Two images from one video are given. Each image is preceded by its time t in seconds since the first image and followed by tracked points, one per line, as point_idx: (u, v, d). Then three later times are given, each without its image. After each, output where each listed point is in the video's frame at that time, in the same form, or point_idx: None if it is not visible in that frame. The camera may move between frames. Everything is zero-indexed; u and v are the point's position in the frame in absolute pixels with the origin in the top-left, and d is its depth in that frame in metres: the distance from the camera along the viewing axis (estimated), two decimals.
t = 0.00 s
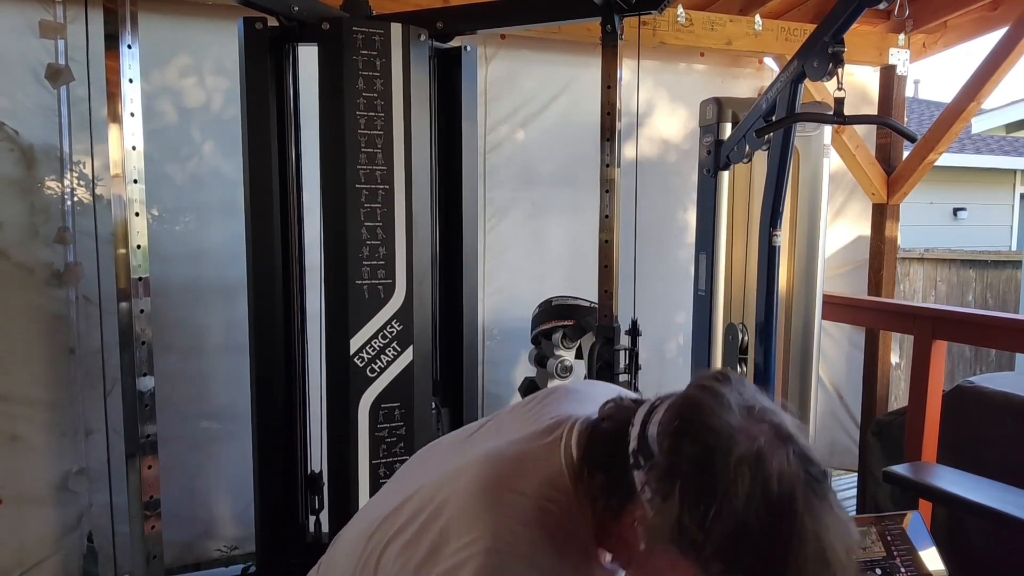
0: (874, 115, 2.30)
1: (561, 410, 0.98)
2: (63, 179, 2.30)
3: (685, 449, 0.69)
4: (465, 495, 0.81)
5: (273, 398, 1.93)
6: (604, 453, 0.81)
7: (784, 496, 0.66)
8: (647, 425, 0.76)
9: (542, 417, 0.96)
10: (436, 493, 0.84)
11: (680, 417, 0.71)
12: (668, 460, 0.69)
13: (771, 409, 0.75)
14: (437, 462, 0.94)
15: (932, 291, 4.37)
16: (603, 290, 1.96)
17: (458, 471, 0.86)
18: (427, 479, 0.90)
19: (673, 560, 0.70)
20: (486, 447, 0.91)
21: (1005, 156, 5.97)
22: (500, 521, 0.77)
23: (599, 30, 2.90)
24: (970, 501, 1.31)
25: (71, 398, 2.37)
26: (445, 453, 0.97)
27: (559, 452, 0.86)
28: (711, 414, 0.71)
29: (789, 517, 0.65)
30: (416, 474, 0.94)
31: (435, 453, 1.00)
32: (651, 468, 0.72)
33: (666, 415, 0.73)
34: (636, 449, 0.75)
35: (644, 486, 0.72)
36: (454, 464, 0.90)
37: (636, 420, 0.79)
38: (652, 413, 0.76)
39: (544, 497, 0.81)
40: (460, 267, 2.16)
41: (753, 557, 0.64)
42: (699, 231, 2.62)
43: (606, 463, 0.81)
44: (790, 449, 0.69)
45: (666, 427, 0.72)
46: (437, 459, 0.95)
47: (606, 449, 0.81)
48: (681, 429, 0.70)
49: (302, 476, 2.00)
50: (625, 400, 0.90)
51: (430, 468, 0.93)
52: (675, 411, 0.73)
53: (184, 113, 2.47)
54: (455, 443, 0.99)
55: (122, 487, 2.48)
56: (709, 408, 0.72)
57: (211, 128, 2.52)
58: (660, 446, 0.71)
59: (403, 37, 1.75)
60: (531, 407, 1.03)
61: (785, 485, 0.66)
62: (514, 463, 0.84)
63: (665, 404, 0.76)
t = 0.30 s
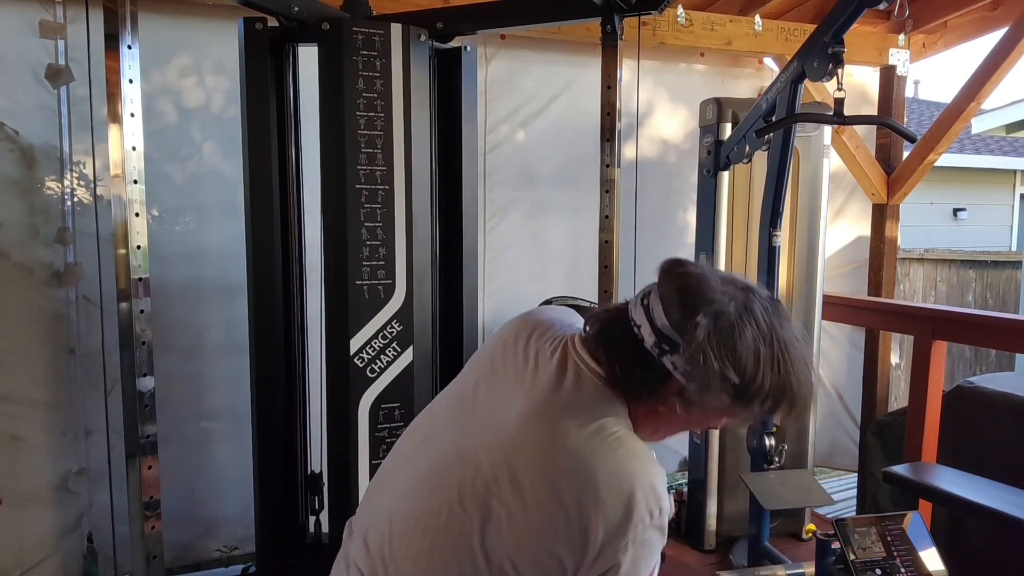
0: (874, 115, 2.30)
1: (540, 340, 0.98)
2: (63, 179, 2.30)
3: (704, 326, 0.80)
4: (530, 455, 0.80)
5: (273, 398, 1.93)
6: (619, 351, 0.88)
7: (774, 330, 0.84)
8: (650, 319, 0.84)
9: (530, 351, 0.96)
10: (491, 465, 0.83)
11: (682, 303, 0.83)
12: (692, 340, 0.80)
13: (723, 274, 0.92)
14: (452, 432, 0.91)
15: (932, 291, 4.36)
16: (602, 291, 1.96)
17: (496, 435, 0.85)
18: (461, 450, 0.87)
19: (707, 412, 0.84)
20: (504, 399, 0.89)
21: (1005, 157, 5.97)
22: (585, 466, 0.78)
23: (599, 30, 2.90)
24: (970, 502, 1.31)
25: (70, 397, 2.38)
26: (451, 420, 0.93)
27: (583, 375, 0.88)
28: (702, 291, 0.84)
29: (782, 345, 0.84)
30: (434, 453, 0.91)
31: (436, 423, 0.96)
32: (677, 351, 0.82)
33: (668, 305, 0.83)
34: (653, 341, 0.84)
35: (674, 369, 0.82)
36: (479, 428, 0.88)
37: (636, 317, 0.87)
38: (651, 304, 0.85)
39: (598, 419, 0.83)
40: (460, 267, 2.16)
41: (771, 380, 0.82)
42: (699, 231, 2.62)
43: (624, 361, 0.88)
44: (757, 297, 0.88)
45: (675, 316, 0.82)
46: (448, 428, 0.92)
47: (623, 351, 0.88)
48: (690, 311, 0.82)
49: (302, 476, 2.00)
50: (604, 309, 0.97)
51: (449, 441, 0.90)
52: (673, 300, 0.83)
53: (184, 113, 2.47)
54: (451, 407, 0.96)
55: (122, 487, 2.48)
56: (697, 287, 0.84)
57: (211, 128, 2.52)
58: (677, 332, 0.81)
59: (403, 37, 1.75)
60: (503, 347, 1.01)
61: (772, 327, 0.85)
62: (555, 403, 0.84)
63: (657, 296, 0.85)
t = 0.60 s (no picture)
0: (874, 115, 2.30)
1: (506, 306, 1.03)
2: (63, 179, 2.30)
3: (650, 247, 0.93)
4: (567, 403, 0.89)
5: (273, 397, 1.93)
6: (584, 290, 0.96)
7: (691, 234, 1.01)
8: (602, 258, 0.95)
9: (504, 316, 1.01)
10: (528, 421, 0.90)
11: (622, 235, 0.96)
12: (644, 260, 0.93)
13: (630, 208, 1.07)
14: (465, 412, 0.95)
15: (932, 291, 4.36)
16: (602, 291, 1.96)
17: (521, 398, 0.91)
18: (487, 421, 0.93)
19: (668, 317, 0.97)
20: (505, 365, 0.94)
21: (1005, 157, 5.97)
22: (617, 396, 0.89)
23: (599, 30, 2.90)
24: (971, 502, 1.31)
25: (71, 397, 2.37)
26: (454, 402, 0.97)
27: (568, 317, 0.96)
28: (631, 221, 0.98)
29: (702, 243, 1.00)
30: (454, 432, 0.95)
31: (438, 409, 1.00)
32: (635, 274, 0.93)
33: (612, 244, 0.95)
34: (613, 275, 0.94)
35: (638, 289, 0.93)
36: (496, 398, 0.93)
37: (590, 264, 0.97)
38: (598, 247, 0.96)
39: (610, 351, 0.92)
40: (460, 267, 2.16)
41: (706, 272, 0.98)
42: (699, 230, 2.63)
43: (592, 295, 0.95)
44: (665, 213, 1.03)
45: (622, 250, 0.95)
46: (458, 410, 0.96)
47: (584, 289, 0.96)
48: (631, 239, 0.95)
49: (302, 476, 2.00)
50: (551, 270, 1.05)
51: (465, 419, 0.95)
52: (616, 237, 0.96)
53: (183, 113, 2.47)
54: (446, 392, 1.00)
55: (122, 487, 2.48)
56: (627, 220, 0.98)
57: (211, 128, 2.52)
58: (629, 259, 0.94)
59: (403, 37, 1.75)
60: (469, 326, 1.05)
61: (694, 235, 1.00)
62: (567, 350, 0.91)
63: (598, 240, 0.97)
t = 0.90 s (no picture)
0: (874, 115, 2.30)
1: (490, 317, 1.05)
2: (63, 179, 2.30)
3: (621, 244, 0.99)
4: (574, 394, 0.91)
5: (273, 397, 1.93)
6: (564, 293, 0.99)
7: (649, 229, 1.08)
8: (576, 260, 0.98)
9: (491, 325, 1.02)
10: (536, 416, 0.91)
11: (591, 235, 1.00)
12: (617, 256, 0.98)
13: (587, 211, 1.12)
14: (468, 414, 0.95)
15: (932, 292, 4.36)
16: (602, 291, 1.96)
17: (524, 393, 0.92)
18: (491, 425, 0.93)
19: (643, 308, 1.03)
20: (501, 370, 0.95)
21: (1005, 157, 5.97)
22: (618, 385, 0.92)
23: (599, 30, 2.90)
24: (971, 502, 1.31)
25: (71, 397, 2.37)
26: (453, 413, 0.97)
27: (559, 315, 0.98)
28: (596, 221, 1.03)
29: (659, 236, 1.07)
30: (459, 436, 0.95)
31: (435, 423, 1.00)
32: (612, 270, 0.98)
33: (584, 246, 0.99)
34: (591, 274, 0.98)
35: (617, 285, 0.98)
36: (496, 399, 0.93)
37: (564, 269, 0.99)
38: (569, 251, 1.00)
39: (606, 345, 0.95)
40: (460, 267, 2.16)
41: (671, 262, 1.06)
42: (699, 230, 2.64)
43: (573, 296, 0.99)
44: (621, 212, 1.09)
45: (594, 250, 0.99)
46: (460, 414, 0.96)
47: (562, 293, 0.99)
48: (601, 239, 1.00)
49: (302, 476, 2.00)
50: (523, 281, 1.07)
51: (467, 427, 0.95)
52: (586, 239, 1.00)
53: (183, 113, 2.47)
54: (441, 406, 1.00)
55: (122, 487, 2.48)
56: (592, 221, 1.03)
57: (211, 128, 2.52)
58: (603, 257, 0.98)
59: (403, 37, 1.75)
60: (455, 339, 1.06)
61: (653, 229, 1.07)
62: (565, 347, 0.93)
63: (569, 243, 1.01)
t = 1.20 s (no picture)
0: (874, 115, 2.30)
1: (522, 351, 0.93)
2: (63, 179, 2.30)
3: (692, 300, 0.82)
4: (572, 472, 0.76)
5: (272, 397, 1.93)
6: (613, 342, 0.85)
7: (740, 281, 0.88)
8: (635, 306, 0.83)
9: (519, 362, 0.90)
10: (527, 487, 0.77)
11: (661, 281, 0.83)
12: (686, 318, 0.81)
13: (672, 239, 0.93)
14: (462, 462, 0.84)
15: (932, 292, 4.36)
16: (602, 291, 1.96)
17: (521, 457, 0.79)
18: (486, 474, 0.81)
19: (707, 379, 0.86)
20: (507, 418, 0.83)
21: (1005, 157, 5.97)
22: (635, 467, 0.75)
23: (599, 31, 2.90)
24: (972, 502, 1.31)
25: (71, 397, 2.37)
26: (448, 454, 0.86)
27: (591, 371, 0.84)
28: (675, 264, 0.85)
29: (752, 297, 0.87)
30: (447, 484, 0.84)
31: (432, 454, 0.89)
32: (673, 330, 0.81)
33: (648, 291, 0.83)
34: (646, 327, 0.82)
35: (675, 348, 0.82)
36: (493, 453, 0.81)
37: (621, 311, 0.84)
38: (630, 292, 0.84)
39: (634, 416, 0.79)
40: (460, 267, 2.16)
41: (753, 330, 0.87)
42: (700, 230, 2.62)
43: (621, 348, 0.84)
44: (714, 255, 0.90)
45: (659, 297, 0.82)
46: (455, 459, 0.85)
47: (609, 340, 0.85)
48: (671, 288, 0.82)
49: (302, 476, 2.00)
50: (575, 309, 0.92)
51: (455, 477, 0.83)
52: (654, 283, 0.83)
53: (183, 113, 2.47)
54: (441, 437, 0.89)
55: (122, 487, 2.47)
56: (669, 261, 0.85)
57: (211, 128, 2.52)
58: (670, 313, 0.81)
59: (403, 37, 1.75)
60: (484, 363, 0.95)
61: (742, 280, 0.88)
62: (584, 409, 0.79)
63: (633, 282, 0.84)
